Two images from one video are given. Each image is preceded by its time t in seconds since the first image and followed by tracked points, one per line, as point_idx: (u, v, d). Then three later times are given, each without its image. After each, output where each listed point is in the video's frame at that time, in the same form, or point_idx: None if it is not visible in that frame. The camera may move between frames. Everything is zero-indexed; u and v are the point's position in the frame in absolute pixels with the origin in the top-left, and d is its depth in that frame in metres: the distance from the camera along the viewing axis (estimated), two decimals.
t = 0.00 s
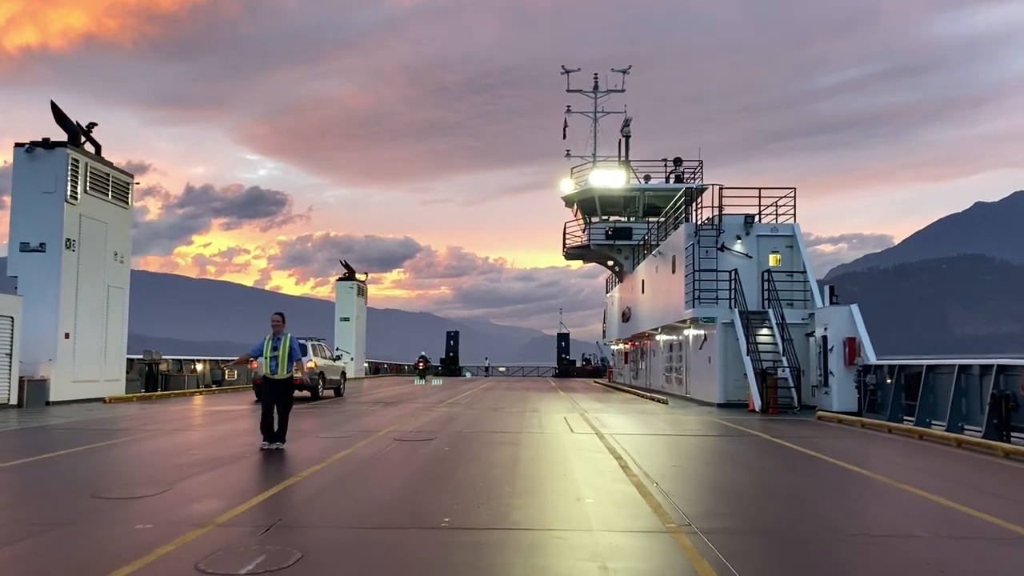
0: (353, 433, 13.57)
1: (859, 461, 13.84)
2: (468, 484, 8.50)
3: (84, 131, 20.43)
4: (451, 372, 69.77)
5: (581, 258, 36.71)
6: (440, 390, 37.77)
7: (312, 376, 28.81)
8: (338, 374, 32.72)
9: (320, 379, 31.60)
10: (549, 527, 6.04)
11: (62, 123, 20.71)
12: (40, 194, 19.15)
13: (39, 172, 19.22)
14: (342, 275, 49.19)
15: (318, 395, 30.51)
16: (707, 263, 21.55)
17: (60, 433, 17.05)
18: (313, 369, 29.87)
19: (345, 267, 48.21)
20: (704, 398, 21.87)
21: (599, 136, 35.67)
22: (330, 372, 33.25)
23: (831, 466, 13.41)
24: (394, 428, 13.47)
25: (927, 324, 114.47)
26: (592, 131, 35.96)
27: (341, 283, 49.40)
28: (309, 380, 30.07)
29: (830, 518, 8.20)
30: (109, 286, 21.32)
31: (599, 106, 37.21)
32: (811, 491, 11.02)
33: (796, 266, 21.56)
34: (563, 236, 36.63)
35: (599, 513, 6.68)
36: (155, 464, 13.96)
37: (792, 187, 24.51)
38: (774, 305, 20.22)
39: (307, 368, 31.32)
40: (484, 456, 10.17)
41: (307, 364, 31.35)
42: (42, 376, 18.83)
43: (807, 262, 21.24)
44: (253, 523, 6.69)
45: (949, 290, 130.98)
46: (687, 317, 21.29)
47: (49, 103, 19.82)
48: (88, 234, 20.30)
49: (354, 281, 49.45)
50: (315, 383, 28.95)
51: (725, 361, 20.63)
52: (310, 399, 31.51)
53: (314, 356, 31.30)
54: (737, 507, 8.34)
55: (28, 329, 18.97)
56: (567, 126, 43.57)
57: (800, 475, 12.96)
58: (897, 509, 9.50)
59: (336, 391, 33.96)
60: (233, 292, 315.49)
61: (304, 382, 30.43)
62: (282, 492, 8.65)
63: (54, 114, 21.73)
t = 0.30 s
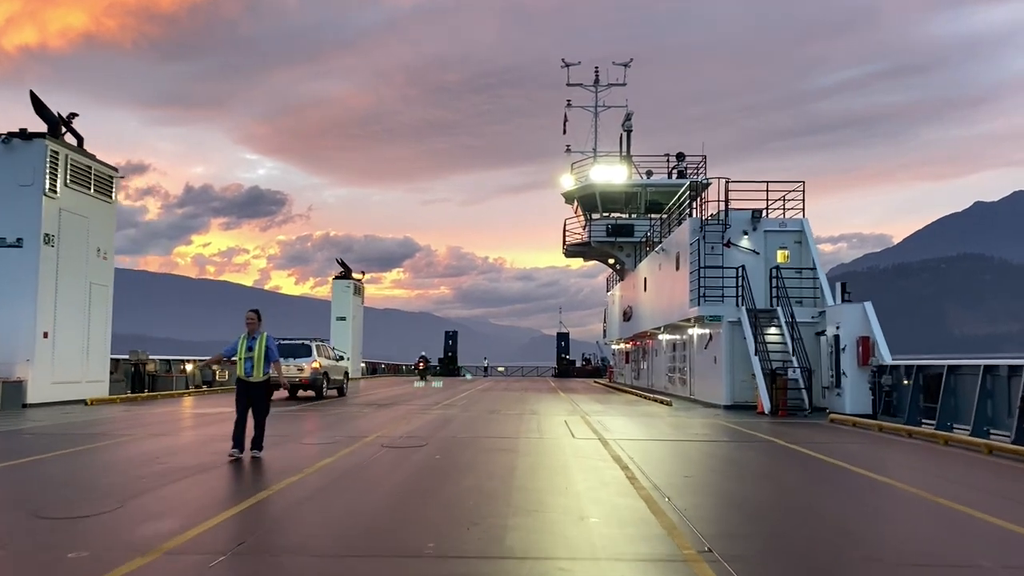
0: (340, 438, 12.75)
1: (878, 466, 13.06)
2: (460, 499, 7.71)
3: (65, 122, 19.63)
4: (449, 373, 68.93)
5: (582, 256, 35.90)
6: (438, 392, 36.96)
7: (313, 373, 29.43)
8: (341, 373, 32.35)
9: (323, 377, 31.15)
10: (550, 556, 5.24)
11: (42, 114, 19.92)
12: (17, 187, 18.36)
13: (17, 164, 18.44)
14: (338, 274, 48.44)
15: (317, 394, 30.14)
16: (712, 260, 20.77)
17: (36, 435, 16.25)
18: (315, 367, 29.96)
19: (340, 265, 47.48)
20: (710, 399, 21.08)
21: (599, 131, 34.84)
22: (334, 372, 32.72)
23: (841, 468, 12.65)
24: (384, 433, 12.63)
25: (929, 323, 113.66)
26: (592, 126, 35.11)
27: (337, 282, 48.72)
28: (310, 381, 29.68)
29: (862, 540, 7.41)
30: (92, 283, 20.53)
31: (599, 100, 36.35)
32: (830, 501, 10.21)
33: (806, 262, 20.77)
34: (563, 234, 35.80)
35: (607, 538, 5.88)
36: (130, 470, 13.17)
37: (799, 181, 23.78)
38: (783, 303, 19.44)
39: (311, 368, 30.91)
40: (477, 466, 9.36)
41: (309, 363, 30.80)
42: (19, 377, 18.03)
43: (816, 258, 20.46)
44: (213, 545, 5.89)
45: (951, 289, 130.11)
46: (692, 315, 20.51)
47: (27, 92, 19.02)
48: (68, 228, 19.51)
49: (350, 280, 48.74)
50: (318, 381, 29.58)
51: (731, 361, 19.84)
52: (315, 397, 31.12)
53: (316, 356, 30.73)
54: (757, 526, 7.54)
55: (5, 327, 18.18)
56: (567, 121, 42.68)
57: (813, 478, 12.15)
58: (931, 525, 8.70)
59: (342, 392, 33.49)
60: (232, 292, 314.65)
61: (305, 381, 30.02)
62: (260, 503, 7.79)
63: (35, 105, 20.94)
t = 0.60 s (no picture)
0: (326, 443, 11.94)
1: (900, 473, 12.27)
2: (448, 517, 6.92)
3: (44, 112, 18.82)
4: (448, 372, 68.12)
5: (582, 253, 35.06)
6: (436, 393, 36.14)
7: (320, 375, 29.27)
8: (345, 372, 31.84)
9: (327, 378, 30.60)
10: None
11: (21, 104, 19.11)
12: None
13: None
14: (335, 271, 47.60)
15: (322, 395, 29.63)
16: (719, 256, 20.00)
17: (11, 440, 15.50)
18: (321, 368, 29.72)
19: (337, 263, 46.65)
20: (717, 401, 20.30)
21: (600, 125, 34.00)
22: (337, 372, 32.11)
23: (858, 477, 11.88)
24: (372, 438, 11.82)
25: (932, 322, 112.81)
26: (593, 120, 34.29)
27: (334, 280, 47.76)
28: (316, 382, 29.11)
29: (897, 560, 6.64)
30: (74, 280, 19.75)
31: (600, 93, 35.51)
32: (852, 514, 9.42)
33: (816, 258, 19.98)
34: (563, 230, 34.97)
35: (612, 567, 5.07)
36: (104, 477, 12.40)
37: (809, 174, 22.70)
38: (793, 300, 18.65)
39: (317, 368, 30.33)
40: (470, 476, 8.59)
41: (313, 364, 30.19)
42: None
43: (827, 254, 19.68)
44: None
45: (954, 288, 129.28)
46: (698, 313, 19.74)
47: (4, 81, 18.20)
48: (48, 223, 18.72)
49: (347, 278, 47.86)
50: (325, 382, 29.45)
51: (739, 361, 19.06)
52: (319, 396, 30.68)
53: (322, 356, 30.17)
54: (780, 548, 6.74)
55: None
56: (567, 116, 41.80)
57: (829, 486, 11.37)
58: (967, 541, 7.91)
59: (345, 391, 32.92)
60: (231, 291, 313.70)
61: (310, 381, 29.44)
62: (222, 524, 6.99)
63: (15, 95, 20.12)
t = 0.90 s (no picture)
0: (311, 450, 11.12)
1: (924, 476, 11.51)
2: (438, 540, 6.08)
3: (24, 101, 18.02)
4: (447, 372, 67.36)
5: (584, 250, 34.27)
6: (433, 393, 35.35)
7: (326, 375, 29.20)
8: (351, 372, 31.85)
9: (334, 377, 30.62)
10: None
11: None
12: None
13: None
14: (332, 270, 46.77)
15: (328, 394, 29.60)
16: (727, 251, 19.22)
17: None
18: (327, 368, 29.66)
19: (335, 261, 45.80)
20: (725, 402, 19.49)
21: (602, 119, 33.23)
22: (343, 372, 32.12)
23: (884, 483, 11.07)
24: (361, 444, 11.00)
25: (935, 322, 111.99)
26: (595, 114, 33.52)
27: (331, 279, 46.80)
28: (322, 381, 29.08)
29: None
30: (56, 278, 18.99)
31: (602, 87, 34.73)
32: (883, 527, 8.62)
33: (828, 253, 19.18)
34: (564, 227, 34.18)
35: None
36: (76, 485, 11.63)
37: (820, 166, 21.46)
38: (805, 297, 17.86)
39: (322, 367, 30.18)
40: (464, 488, 7.78)
41: (320, 364, 30.22)
42: None
43: (840, 249, 18.90)
44: None
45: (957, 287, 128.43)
46: (706, 311, 18.95)
47: None
48: (27, 218, 17.94)
49: (344, 277, 47.00)
50: (331, 382, 29.43)
51: (748, 361, 18.27)
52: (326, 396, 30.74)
53: (328, 356, 30.20)
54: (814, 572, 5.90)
55: None
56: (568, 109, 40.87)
57: (853, 494, 10.55)
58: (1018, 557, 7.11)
59: (351, 390, 32.93)
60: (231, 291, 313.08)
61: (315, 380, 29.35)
62: (181, 545, 6.17)
63: None
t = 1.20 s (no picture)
0: (294, 456, 10.32)
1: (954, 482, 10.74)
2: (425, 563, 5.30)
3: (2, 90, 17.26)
4: (448, 372, 66.58)
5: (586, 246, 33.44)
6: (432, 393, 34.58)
7: (332, 375, 29.17)
8: (357, 371, 31.78)
9: (340, 377, 30.57)
10: None
11: None
12: None
13: None
14: (330, 267, 46.00)
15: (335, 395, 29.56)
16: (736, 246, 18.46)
17: None
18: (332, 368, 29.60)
19: (333, 259, 45.01)
20: (734, 404, 18.72)
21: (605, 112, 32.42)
22: (348, 372, 31.99)
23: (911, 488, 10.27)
24: (348, 450, 10.19)
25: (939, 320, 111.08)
26: (597, 107, 32.74)
27: (330, 277, 46.04)
28: (329, 380, 28.99)
29: None
30: (37, 275, 18.24)
31: (604, 80, 33.94)
32: (920, 540, 7.83)
33: (841, 247, 18.41)
34: (566, 223, 33.37)
35: None
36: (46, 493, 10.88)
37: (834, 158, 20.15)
38: (819, 293, 17.08)
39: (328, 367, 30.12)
40: (460, 504, 6.96)
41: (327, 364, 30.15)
42: None
43: (854, 243, 18.11)
44: None
45: (961, 285, 127.50)
46: (714, 308, 18.17)
47: None
48: (6, 211, 17.20)
49: (342, 275, 46.22)
50: (337, 382, 29.42)
51: (759, 360, 17.49)
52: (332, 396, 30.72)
53: (334, 356, 30.15)
54: None
55: None
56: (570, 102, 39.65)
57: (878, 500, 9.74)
58: None
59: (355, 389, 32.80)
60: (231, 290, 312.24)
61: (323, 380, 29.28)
62: (130, 566, 5.31)
63: None
